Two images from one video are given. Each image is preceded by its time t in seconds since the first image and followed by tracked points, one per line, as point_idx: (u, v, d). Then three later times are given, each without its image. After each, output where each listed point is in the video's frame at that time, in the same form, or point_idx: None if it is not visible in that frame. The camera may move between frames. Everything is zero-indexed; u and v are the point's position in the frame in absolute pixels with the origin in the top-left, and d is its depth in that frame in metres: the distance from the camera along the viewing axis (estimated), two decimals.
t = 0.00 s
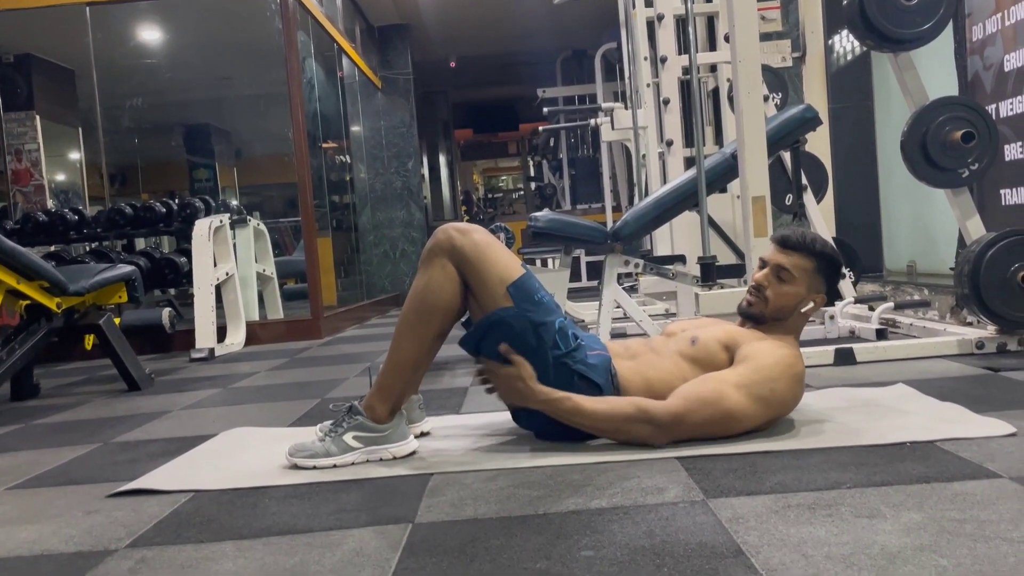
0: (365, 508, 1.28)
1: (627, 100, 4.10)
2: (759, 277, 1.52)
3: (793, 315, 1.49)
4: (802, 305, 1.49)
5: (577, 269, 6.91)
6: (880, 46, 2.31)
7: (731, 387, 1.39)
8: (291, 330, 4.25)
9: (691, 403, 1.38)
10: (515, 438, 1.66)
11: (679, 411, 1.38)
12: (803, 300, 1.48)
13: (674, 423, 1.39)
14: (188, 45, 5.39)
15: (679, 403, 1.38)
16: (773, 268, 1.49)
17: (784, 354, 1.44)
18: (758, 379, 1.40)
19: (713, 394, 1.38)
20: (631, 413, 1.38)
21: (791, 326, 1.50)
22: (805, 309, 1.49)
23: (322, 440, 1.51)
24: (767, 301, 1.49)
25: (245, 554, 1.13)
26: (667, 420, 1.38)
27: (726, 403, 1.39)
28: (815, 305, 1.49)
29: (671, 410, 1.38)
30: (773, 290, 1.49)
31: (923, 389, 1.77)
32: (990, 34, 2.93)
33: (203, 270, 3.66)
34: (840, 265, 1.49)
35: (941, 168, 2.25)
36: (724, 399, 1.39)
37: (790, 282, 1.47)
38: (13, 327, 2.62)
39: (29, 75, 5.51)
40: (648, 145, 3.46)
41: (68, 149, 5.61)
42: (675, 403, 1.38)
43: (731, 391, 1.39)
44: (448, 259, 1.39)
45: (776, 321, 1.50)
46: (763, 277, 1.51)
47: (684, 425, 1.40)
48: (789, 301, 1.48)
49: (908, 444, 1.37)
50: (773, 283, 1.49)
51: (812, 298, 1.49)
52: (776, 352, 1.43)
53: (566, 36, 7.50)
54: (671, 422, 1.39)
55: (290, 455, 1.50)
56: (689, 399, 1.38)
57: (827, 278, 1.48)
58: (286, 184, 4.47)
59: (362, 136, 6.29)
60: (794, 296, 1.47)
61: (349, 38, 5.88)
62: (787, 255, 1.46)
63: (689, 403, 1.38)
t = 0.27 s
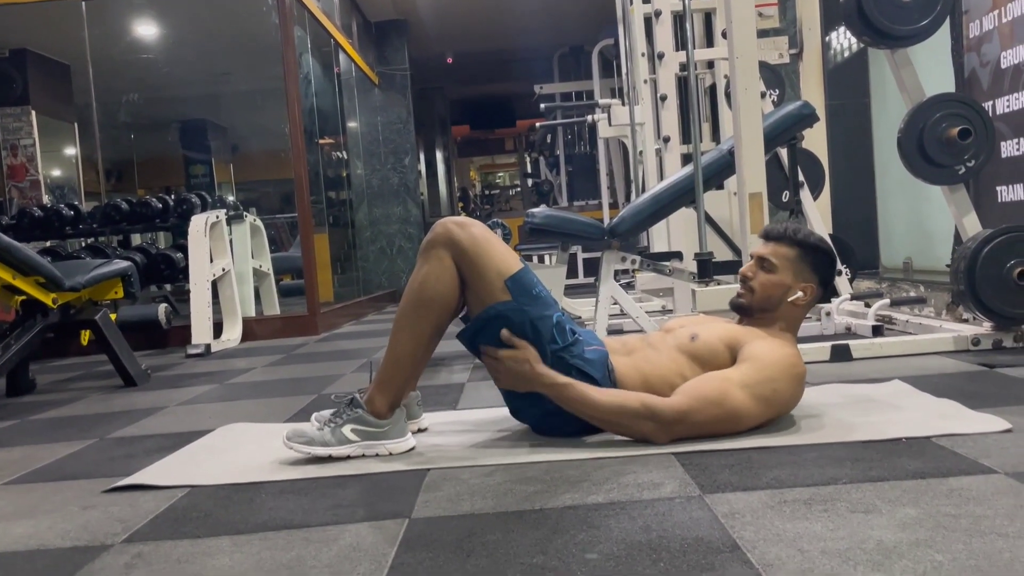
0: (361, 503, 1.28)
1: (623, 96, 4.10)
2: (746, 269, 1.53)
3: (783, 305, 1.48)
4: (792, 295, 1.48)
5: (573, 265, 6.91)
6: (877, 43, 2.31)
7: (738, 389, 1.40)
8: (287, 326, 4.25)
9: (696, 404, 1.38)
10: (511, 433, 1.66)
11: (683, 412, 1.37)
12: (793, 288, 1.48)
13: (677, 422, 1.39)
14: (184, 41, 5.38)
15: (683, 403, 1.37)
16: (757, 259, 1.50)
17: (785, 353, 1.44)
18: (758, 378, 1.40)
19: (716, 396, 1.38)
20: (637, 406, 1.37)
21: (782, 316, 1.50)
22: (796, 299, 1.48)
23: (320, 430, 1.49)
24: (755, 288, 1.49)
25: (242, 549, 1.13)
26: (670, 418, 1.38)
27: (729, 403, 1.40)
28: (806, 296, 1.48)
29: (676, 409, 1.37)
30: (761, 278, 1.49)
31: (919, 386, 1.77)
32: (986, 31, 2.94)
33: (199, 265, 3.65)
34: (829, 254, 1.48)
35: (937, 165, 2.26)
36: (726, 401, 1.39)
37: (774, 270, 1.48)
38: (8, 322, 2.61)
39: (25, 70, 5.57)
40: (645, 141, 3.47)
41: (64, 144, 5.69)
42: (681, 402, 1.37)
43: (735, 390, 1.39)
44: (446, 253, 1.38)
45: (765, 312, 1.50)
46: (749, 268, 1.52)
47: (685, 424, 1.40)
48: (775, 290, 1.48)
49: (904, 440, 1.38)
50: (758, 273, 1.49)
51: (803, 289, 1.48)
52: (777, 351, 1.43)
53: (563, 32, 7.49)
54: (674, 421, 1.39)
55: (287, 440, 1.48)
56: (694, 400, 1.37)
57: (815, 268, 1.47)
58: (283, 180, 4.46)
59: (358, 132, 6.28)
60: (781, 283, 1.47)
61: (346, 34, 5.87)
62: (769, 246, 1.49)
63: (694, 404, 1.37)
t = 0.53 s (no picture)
0: (352, 497, 1.28)
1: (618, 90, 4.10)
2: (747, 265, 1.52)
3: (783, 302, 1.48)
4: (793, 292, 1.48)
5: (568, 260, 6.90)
6: (872, 36, 2.30)
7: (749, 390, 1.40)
8: (281, 320, 4.23)
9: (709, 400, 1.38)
10: (504, 427, 1.66)
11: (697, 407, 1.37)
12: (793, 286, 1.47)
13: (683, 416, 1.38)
14: (177, 32, 5.35)
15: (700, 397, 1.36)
16: (760, 256, 1.49)
17: (789, 350, 1.44)
18: (764, 377, 1.41)
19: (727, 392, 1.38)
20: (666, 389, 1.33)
21: (781, 313, 1.50)
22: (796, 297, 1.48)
23: (306, 427, 1.50)
24: (757, 285, 1.49)
25: (232, 543, 1.13)
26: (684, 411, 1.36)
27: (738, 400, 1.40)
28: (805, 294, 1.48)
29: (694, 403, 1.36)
30: (762, 274, 1.48)
31: (912, 380, 1.77)
32: (982, 26, 2.94)
33: (192, 259, 3.64)
34: (831, 256, 1.48)
35: (932, 159, 2.25)
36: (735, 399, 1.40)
37: (776, 267, 1.47)
38: None
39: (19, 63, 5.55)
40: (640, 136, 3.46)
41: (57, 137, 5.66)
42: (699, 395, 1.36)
43: (743, 389, 1.39)
44: (437, 246, 1.38)
45: (764, 308, 1.50)
46: (750, 265, 1.51)
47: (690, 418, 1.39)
48: (776, 287, 1.47)
49: (897, 434, 1.37)
50: (760, 269, 1.49)
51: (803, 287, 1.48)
52: (781, 349, 1.43)
53: (559, 26, 7.46)
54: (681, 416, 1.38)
55: (276, 441, 1.50)
56: (709, 396, 1.37)
57: (817, 267, 1.48)
58: (276, 173, 4.44)
59: (353, 125, 6.26)
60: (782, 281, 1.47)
61: (341, 27, 5.83)
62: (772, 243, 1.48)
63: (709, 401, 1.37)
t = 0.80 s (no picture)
0: (338, 488, 1.28)
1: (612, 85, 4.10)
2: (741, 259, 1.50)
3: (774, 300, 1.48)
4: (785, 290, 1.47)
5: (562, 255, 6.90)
6: (864, 31, 2.30)
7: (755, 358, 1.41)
8: (274, 314, 4.23)
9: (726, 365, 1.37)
10: (493, 420, 1.66)
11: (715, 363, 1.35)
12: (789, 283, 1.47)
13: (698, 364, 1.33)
14: (170, 25, 5.33)
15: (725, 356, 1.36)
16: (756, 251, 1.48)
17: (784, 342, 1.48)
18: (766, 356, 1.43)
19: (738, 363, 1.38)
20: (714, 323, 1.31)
21: (772, 310, 1.50)
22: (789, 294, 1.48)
23: (288, 423, 1.50)
24: (753, 281, 1.47)
25: (216, 534, 1.12)
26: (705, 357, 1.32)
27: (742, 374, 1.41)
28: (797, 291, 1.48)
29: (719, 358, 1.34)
30: (758, 269, 1.47)
31: (899, 374, 1.78)
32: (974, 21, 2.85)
33: (184, 252, 3.63)
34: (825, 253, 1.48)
35: (920, 155, 2.26)
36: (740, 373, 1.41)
37: (771, 263, 1.46)
38: None
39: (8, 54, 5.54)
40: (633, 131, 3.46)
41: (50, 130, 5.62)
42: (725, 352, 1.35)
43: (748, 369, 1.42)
44: (424, 241, 1.37)
45: (756, 304, 1.50)
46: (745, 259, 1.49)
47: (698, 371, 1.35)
48: (769, 283, 1.47)
49: (883, 427, 1.38)
50: (755, 264, 1.47)
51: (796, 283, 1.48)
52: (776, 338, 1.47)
53: (553, 21, 7.46)
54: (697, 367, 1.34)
55: (258, 438, 1.50)
56: (730, 359, 1.37)
57: (810, 265, 1.48)
58: (270, 167, 4.43)
59: (347, 120, 6.25)
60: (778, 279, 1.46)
61: (334, 21, 5.82)
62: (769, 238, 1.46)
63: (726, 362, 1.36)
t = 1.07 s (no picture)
0: (316, 484, 1.27)
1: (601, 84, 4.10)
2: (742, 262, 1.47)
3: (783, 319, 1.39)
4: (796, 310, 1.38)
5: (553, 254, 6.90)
6: (851, 30, 2.31)
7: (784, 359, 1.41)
8: (262, 311, 4.22)
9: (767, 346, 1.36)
10: (475, 417, 1.66)
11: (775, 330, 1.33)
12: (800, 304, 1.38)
13: (776, 307, 1.29)
14: (159, 21, 5.32)
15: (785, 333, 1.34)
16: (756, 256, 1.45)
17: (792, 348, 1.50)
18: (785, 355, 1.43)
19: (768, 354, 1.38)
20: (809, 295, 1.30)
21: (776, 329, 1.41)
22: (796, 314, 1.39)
23: (269, 418, 1.49)
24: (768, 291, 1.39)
25: (191, 529, 1.12)
26: (784, 309, 1.30)
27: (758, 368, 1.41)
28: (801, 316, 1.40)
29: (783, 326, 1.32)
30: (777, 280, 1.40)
31: (882, 373, 1.78)
32: (960, 21, 2.75)
33: (170, 248, 3.63)
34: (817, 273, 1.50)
35: (908, 154, 2.26)
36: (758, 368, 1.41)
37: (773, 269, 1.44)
38: None
39: None
40: (622, 130, 3.47)
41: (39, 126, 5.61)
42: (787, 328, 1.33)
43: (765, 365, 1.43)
44: (405, 238, 1.37)
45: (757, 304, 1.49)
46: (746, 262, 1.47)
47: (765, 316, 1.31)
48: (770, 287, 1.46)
49: (862, 425, 1.38)
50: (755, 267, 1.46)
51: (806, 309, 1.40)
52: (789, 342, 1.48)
53: (545, 20, 7.45)
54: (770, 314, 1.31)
55: (237, 432, 1.49)
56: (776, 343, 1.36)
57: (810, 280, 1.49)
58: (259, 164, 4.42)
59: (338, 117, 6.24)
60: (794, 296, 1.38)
61: (326, 18, 5.80)
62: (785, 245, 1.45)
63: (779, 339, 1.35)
